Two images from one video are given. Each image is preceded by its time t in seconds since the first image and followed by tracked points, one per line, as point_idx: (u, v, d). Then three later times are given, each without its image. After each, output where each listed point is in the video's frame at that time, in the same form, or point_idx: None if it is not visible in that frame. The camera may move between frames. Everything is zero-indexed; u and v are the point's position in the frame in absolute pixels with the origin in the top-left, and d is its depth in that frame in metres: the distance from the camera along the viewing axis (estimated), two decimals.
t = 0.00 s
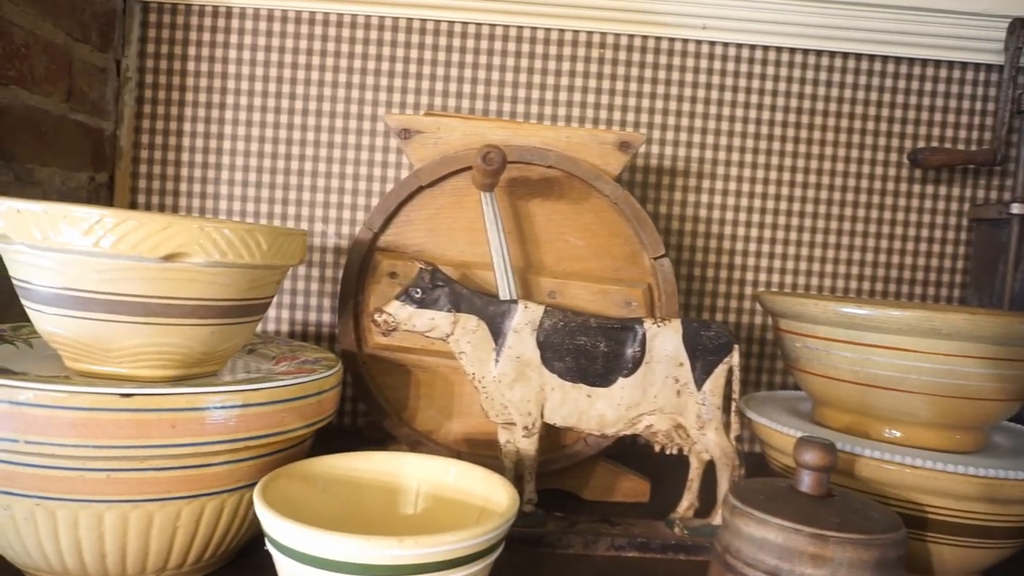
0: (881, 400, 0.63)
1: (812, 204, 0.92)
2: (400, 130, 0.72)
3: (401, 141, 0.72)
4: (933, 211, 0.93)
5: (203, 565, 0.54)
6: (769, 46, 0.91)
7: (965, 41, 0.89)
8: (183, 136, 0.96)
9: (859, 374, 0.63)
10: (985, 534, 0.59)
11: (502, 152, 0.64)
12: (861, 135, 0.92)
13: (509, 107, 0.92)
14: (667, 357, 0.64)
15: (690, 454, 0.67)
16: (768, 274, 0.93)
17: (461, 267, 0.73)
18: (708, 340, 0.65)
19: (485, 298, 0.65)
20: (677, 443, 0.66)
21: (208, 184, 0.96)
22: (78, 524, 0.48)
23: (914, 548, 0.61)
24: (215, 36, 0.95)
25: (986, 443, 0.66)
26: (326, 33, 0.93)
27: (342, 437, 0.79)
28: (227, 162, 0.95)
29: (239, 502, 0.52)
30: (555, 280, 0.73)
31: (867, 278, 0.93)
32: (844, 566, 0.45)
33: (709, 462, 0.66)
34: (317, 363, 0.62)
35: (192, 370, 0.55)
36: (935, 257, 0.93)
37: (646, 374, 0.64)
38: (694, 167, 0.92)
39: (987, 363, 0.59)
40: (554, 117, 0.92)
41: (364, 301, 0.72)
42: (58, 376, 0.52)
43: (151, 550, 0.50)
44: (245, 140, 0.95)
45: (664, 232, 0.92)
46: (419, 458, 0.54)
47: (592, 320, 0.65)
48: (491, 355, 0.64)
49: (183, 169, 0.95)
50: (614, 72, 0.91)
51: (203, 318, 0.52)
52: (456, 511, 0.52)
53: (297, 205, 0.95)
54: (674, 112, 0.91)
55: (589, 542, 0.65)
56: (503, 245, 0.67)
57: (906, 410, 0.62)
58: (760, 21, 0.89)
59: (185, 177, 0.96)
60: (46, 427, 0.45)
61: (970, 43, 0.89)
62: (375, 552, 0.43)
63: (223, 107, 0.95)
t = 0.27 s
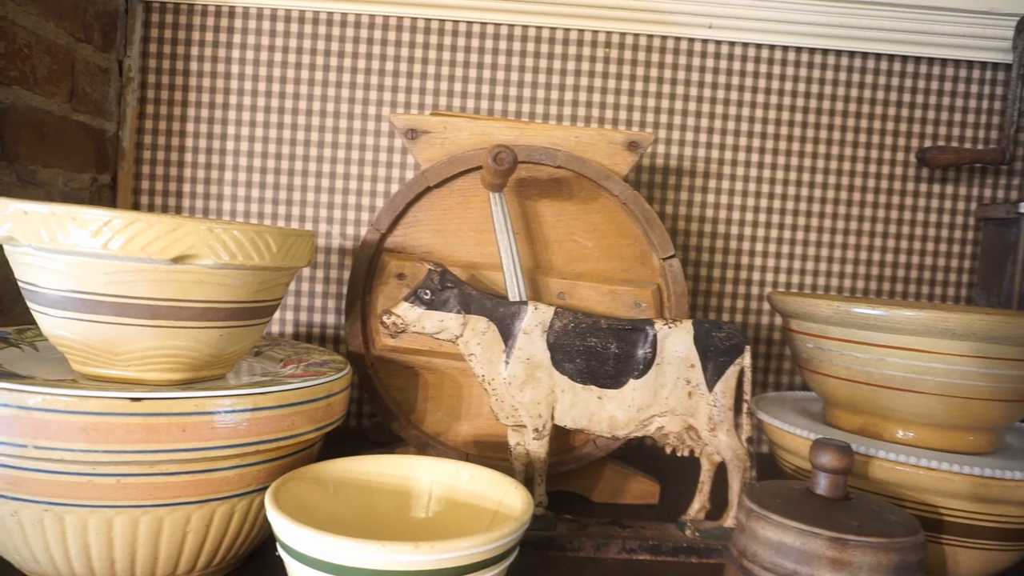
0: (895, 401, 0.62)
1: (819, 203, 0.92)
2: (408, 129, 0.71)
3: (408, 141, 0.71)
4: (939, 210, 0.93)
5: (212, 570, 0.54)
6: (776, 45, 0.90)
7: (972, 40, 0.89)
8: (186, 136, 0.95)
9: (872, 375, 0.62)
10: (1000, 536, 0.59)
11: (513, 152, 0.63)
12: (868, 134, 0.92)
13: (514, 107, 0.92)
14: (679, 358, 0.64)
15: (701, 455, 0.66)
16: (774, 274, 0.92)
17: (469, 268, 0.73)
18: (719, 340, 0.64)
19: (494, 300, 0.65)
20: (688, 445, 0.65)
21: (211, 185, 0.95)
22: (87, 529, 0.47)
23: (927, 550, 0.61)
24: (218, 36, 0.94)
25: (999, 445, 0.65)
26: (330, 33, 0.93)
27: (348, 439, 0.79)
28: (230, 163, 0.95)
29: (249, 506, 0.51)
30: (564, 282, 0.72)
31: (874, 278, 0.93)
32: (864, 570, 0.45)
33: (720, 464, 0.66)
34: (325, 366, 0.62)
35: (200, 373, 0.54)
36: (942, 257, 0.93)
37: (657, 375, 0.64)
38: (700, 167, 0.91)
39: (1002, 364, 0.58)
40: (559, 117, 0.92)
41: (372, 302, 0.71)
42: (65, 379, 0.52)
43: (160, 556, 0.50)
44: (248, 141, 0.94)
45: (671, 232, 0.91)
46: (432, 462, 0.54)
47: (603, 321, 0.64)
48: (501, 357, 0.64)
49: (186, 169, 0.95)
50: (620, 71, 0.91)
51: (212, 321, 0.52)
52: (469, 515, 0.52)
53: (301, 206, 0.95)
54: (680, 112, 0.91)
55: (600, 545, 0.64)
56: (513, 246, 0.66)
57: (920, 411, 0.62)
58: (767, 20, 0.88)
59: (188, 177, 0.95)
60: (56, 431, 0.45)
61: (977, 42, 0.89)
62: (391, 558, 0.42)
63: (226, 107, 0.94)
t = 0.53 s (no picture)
0: (912, 399, 0.62)
1: (829, 201, 0.91)
2: (419, 125, 0.71)
3: (419, 138, 0.71)
4: (951, 208, 0.92)
5: (226, 570, 0.53)
6: (786, 41, 0.90)
7: (984, 36, 0.88)
8: (193, 133, 0.94)
9: (889, 373, 0.62)
10: (1018, 536, 0.58)
11: (529, 148, 0.63)
12: (879, 131, 0.91)
13: (523, 103, 0.91)
14: (693, 356, 0.63)
15: (715, 454, 0.66)
16: (784, 272, 0.92)
17: (481, 266, 0.72)
18: (734, 338, 0.64)
19: (508, 297, 0.64)
20: (702, 444, 0.64)
21: (218, 182, 0.95)
22: (101, 529, 0.47)
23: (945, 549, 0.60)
24: (225, 32, 0.93)
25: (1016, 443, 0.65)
26: (338, 29, 0.92)
27: (357, 438, 0.78)
28: (237, 160, 0.94)
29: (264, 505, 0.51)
30: (577, 279, 0.72)
31: (885, 276, 0.92)
32: (887, 570, 0.44)
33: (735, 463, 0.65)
34: (337, 363, 0.61)
35: (214, 371, 0.54)
36: (953, 255, 0.92)
37: (672, 373, 0.63)
38: (710, 164, 0.91)
39: (1020, 361, 0.58)
40: (568, 113, 0.91)
41: (383, 300, 0.71)
42: (78, 377, 0.51)
43: (174, 556, 0.49)
44: (256, 138, 0.94)
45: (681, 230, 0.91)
46: (448, 461, 0.53)
47: (618, 318, 0.64)
48: (515, 354, 0.63)
49: (193, 166, 0.94)
50: (630, 67, 0.90)
51: (226, 318, 0.51)
52: (486, 514, 0.51)
53: (308, 203, 0.94)
54: (690, 109, 0.90)
55: (614, 545, 0.64)
56: (526, 243, 0.66)
57: (937, 409, 0.61)
58: (777, 16, 0.88)
59: (195, 174, 0.95)
60: (71, 430, 0.44)
61: (989, 38, 0.88)
62: (411, 557, 0.41)
63: (233, 103, 0.94)
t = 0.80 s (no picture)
0: (928, 402, 0.62)
1: (841, 202, 0.91)
2: (435, 126, 0.70)
3: (435, 138, 0.71)
4: (962, 209, 0.92)
5: (245, 570, 0.53)
6: (798, 42, 0.90)
7: (996, 39, 0.88)
8: (204, 132, 0.94)
9: (906, 375, 0.62)
10: None
11: (549, 149, 0.63)
12: (891, 133, 0.91)
13: (535, 104, 0.91)
14: (710, 358, 0.63)
15: (731, 455, 0.66)
16: (795, 273, 0.92)
17: (497, 267, 0.72)
18: (751, 340, 0.64)
19: (525, 298, 0.64)
20: (718, 445, 0.64)
21: (229, 181, 0.95)
22: (124, 529, 0.47)
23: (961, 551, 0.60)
24: (237, 31, 0.93)
25: None
26: (350, 29, 0.92)
27: (370, 438, 0.78)
28: (248, 159, 0.94)
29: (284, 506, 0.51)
30: (592, 280, 0.72)
31: (896, 277, 0.92)
32: (910, 572, 0.44)
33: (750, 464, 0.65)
34: (355, 364, 0.61)
35: (234, 371, 0.54)
36: (964, 257, 0.92)
37: (689, 375, 0.63)
38: (722, 165, 0.91)
39: None
40: (580, 114, 0.91)
41: (398, 300, 0.71)
42: (99, 376, 0.51)
43: (196, 556, 0.49)
44: (267, 137, 0.94)
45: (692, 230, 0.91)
46: (468, 462, 0.53)
47: (635, 320, 0.64)
48: (532, 355, 0.63)
49: (204, 165, 0.94)
50: (642, 68, 0.90)
51: (248, 318, 0.51)
52: (506, 516, 0.51)
53: (320, 202, 0.94)
54: (702, 110, 0.90)
55: (630, 546, 0.64)
56: (543, 244, 0.66)
57: (954, 412, 0.61)
58: (790, 17, 0.88)
59: (206, 174, 0.95)
60: (96, 430, 0.44)
61: (1001, 40, 0.88)
62: (436, 559, 0.41)
63: (245, 103, 0.94)
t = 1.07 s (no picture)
0: (942, 402, 0.62)
1: (851, 202, 0.92)
2: (448, 127, 0.71)
3: (448, 139, 0.71)
4: (972, 210, 0.92)
5: (264, 569, 0.54)
6: (809, 43, 0.90)
7: (1007, 39, 0.88)
8: (216, 132, 0.94)
9: (920, 376, 0.62)
10: None
11: (565, 150, 0.63)
12: (901, 133, 0.91)
13: (545, 104, 0.92)
14: (724, 358, 0.64)
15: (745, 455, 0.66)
16: (806, 273, 0.92)
17: (511, 266, 0.73)
18: (765, 340, 0.64)
19: (540, 298, 0.64)
20: (732, 445, 0.65)
21: (240, 181, 0.95)
22: (146, 527, 0.47)
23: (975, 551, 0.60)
24: (248, 31, 0.93)
25: None
26: (361, 29, 0.92)
27: (383, 437, 0.79)
28: (260, 159, 0.94)
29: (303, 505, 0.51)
30: (605, 280, 0.72)
31: (906, 277, 0.92)
32: (929, 572, 0.44)
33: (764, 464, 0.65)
34: (371, 363, 0.61)
35: (252, 370, 0.54)
36: (974, 257, 0.92)
37: (703, 375, 0.63)
38: (732, 165, 0.91)
39: None
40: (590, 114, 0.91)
41: (412, 300, 0.71)
42: (119, 376, 0.51)
43: (216, 554, 0.49)
44: (278, 137, 0.94)
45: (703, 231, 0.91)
46: (485, 461, 0.53)
47: (649, 320, 0.64)
48: (547, 355, 0.64)
49: (216, 165, 0.94)
50: (652, 68, 0.91)
51: (266, 318, 0.52)
52: (523, 515, 0.51)
53: (330, 202, 0.94)
54: (712, 110, 0.91)
55: (644, 545, 0.64)
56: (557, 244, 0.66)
57: (968, 411, 0.61)
58: (800, 18, 0.88)
59: (218, 174, 0.95)
60: (119, 429, 0.44)
61: (1012, 41, 0.88)
62: (458, 558, 0.42)
63: (256, 103, 0.94)
